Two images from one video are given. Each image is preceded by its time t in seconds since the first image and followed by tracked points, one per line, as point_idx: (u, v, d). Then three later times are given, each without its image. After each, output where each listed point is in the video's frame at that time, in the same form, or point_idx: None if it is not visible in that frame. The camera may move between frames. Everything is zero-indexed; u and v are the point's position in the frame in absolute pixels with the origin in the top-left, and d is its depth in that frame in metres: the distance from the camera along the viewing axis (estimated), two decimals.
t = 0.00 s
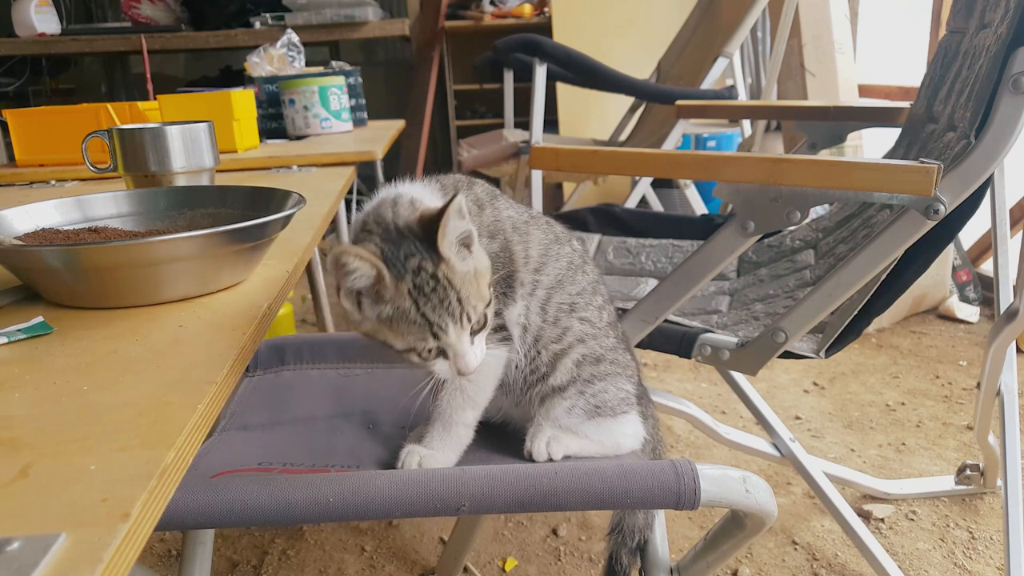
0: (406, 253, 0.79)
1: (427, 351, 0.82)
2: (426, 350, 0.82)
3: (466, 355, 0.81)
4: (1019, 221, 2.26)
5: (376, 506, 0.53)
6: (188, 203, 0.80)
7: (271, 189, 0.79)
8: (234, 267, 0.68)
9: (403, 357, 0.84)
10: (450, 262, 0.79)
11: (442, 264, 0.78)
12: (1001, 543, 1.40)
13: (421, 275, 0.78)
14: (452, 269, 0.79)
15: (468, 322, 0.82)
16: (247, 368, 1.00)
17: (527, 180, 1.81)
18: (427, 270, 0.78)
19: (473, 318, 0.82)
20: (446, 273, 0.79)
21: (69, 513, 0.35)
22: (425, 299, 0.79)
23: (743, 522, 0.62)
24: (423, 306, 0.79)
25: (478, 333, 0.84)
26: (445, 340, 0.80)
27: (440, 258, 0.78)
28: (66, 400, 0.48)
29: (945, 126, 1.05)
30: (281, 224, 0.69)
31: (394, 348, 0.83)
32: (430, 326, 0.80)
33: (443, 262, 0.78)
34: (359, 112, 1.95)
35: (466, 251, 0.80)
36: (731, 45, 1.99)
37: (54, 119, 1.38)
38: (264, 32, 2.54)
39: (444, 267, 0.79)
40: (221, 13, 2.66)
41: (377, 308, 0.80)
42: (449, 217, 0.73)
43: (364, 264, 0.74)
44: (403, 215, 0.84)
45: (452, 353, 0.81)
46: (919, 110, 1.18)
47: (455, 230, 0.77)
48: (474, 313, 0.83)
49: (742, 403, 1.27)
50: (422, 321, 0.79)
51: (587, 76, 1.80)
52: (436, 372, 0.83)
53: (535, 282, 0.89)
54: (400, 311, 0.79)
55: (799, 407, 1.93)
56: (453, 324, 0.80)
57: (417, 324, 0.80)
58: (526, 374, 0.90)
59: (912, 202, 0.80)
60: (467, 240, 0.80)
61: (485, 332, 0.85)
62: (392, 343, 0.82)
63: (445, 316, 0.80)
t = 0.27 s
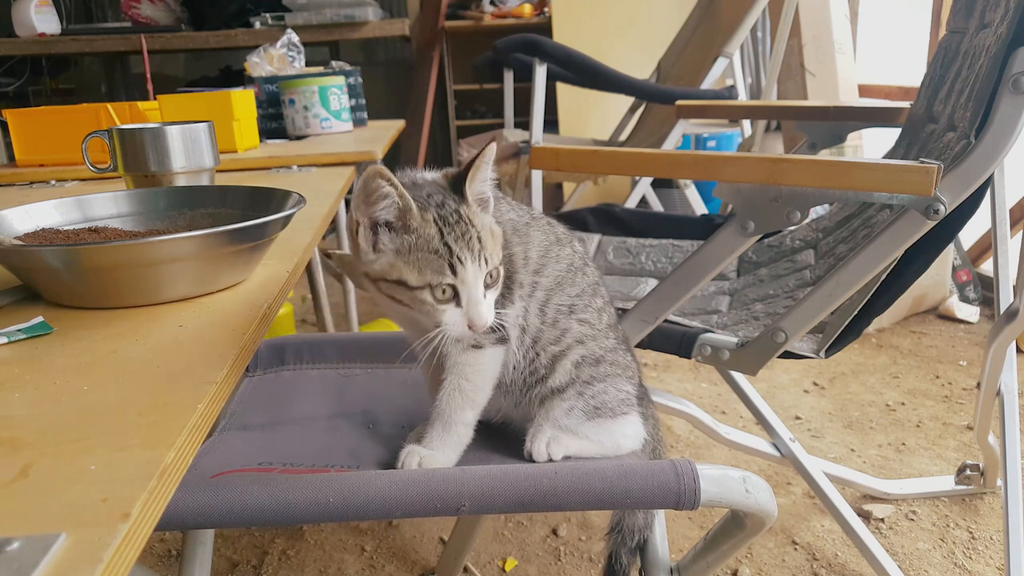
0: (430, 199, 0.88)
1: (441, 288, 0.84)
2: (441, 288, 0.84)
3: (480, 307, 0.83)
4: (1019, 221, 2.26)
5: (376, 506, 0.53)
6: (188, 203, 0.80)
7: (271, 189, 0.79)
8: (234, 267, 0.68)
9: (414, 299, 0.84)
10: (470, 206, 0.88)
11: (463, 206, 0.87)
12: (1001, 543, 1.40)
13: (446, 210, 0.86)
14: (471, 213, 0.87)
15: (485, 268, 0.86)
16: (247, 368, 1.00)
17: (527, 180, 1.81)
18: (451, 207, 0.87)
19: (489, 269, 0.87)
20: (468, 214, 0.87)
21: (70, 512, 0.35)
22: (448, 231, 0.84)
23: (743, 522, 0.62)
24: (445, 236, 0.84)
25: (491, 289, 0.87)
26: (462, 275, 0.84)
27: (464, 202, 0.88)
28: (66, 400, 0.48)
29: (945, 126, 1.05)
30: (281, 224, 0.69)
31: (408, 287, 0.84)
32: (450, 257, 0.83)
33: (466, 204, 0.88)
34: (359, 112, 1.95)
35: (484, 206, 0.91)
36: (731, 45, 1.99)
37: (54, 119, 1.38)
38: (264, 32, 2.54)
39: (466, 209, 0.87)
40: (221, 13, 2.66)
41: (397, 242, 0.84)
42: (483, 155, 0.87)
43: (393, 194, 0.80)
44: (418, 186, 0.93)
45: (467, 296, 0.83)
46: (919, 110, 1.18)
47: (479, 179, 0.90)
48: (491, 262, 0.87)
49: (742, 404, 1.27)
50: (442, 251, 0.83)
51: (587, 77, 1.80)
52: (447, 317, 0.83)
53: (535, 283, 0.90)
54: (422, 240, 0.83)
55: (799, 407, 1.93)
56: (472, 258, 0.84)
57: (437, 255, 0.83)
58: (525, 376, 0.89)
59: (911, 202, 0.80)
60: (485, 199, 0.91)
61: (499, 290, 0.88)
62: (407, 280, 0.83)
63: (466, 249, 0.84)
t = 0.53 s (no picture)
0: (423, 185, 0.90)
1: (431, 272, 0.85)
2: (430, 272, 0.85)
3: (470, 292, 0.83)
4: (1019, 221, 2.26)
5: (376, 506, 0.53)
6: (188, 203, 0.80)
7: (271, 190, 0.79)
8: (234, 267, 0.68)
9: (404, 283, 0.86)
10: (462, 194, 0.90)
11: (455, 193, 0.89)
12: (1001, 543, 1.40)
13: (438, 195, 0.87)
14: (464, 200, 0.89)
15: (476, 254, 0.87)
16: (247, 368, 1.00)
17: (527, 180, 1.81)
18: (443, 192, 0.88)
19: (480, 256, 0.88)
20: (459, 200, 0.88)
21: (69, 512, 0.35)
22: (440, 215, 0.86)
23: (743, 522, 0.62)
24: (436, 220, 0.85)
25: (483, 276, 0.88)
26: (453, 258, 0.85)
27: (456, 188, 0.90)
28: (66, 400, 0.48)
29: (945, 126, 1.05)
30: (281, 223, 0.69)
31: (398, 270, 0.85)
32: (440, 242, 0.85)
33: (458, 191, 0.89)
34: (359, 112, 1.95)
35: (476, 194, 0.93)
36: (731, 45, 1.99)
37: (54, 119, 1.38)
38: (264, 32, 2.54)
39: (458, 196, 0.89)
40: (221, 13, 2.66)
41: (388, 226, 0.85)
42: (477, 143, 0.90)
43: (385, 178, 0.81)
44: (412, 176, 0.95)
45: (457, 280, 0.84)
46: (919, 110, 1.18)
47: (472, 168, 0.92)
48: (482, 248, 0.88)
49: (743, 404, 1.27)
50: (433, 235, 0.85)
51: (587, 76, 1.80)
52: (437, 301, 0.84)
53: (533, 283, 0.90)
54: (413, 223, 0.84)
55: (799, 407, 1.93)
56: (462, 241, 0.86)
57: (427, 238, 0.85)
58: (525, 375, 0.89)
59: (912, 202, 0.80)
60: (478, 188, 0.93)
61: (490, 277, 0.89)
62: (398, 264, 0.85)
63: (456, 234, 0.85)
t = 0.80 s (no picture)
0: (431, 192, 0.89)
1: (441, 281, 0.85)
2: (441, 281, 0.85)
3: (479, 300, 0.83)
4: (1019, 221, 2.26)
5: (376, 506, 0.53)
6: (188, 203, 0.80)
7: (271, 190, 0.79)
8: (234, 267, 0.68)
9: (414, 291, 0.85)
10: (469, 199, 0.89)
11: (462, 199, 0.88)
12: (1001, 543, 1.40)
13: (446, 203, 0.87)
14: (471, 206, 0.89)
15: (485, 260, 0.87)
16: (247, 368, 1.00)
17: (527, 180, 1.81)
18: (452, 199, 0.88)
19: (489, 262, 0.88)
20: (468, 207, 0.88)
21: (70, 512, 0.35)
22: (449, 223, 0.85)
23: (743, 522, 0.62)
24: (446, 229, 0.84)
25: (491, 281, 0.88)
26: (462, 267, 0.84)
27: (464, 194, 0.90)
28: (66, 400, 0.48)
29: (944, 126, 1.05)
30: (281, 223, 0.69)
31: (408, 279, 0.85)
32: (450, 251, 0.84)
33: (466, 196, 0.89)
34: (359, 112, 1.95)
35: (483, 198, 0.92)
36: (731, 45, 1.99)
37: (54, 119, 1.38)
38: (264, 32, 2.54)
39: (466, 201, 0.88)
40: (221, 13, 2.66)
41: (396, 232, 0.85)
42: (483, 148, 0.89)
43: (388, 180, 0.80)
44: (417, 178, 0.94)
45: (467, 289, 0.84)
46: (919, 110, 1.18)
47: (478, 171, 0.91)
48: (490, 255, 0.88)
49: (742, 403, 1.27)
50: (442, 244, 0.84)
51: (587, 76, 1.80)
52: (447, 309, 0.84)
53: (534, 284, 0.90)
54: (421, 232, 0.84)
55: (799, 407, 1.93)
56: (473, 249, 0.85)
57: (437, 247, 0.84)
58: (525, 375, 0.89)
59: (911, 202, 0.80)
60: (485, 192, 0.93)
61: (497, 283, 0.89)
62: (408, 272, 0.84)
63: (466, 243, 0.85)
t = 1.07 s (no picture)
0: (440, 195, 0.89)
1: (448, 284, 0.84)
2: (447, 284, 0.84)
3: (486, 303, 0.83)
4: (1019, 222, 2.26)
5: (376, 506, 0.53)
6: (188, 203, 0.80)
7: (271, 190, 0.79)
8: (234, 267, 0.68)
9: (420, 293, 0.85)
10: (478, 202, 0.89)
11: (472, 203, 0.88)
12: (1001, 543, 1.40)
13: (455, 206, 0.87)
14: (480, 209, 0.88)
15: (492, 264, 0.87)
16: (247, 368, 1.00)
17: (527, 180, 1.81)
18: (461, 202, 0.87)
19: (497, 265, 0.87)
20: (477, 210, 0.88)
21: (69, 513, 0.35)
22: (457, 226, 0.85)
23: (743, 522, 0.62)
24: (453, 232, 0.84)
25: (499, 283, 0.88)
26: (469, 270, 0.84)
27: (473, 197, 0.89)
28: (66, 400, 0.48)
29: (945, 126, 1.05)
30: (281, 223, 0.69)
31: (414, 281, 0.84)
32: (457, 254, 0.84)
33: (475, 199, 0.88)
34: (359, 112, 1.95)
35: (492, 202, 0.92)
36: (731, 45, 2.00)
37: (54, 119, 1.38)
38: (264, 32, 2.54)
39: (475, 204, 0.88)
40: (221, 13, 2.66)
41: (403, 234, 0.84)
42: (494, 152, 0.89)
43: (392, 181, 0.80)
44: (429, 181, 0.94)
45: (473, 293, 0.84)
46: (919, 110, 1.18)
47: (490, 175, 0.91)
48: (499, 259, 0.88)
49: (742, 403, 1.27)
50: (449, 247, 0.84)
51: (587, 76, 1.80)
52: (452, 312, 0.83)
53: (537, 285, 0.90)
54: (428, 234, 0.83)
55: (799, 407, 1.93)
56: (480, 253, 0.85)
57: (444, 250, 0.84)
58: (527, 376, 0.89)
59: (912, 202, 0.80)
60: (495, 196, 0.92)
61: (505, 286, 0.89)
62: (414, 274, 0.84)
63: (474, 246, 0.84)
